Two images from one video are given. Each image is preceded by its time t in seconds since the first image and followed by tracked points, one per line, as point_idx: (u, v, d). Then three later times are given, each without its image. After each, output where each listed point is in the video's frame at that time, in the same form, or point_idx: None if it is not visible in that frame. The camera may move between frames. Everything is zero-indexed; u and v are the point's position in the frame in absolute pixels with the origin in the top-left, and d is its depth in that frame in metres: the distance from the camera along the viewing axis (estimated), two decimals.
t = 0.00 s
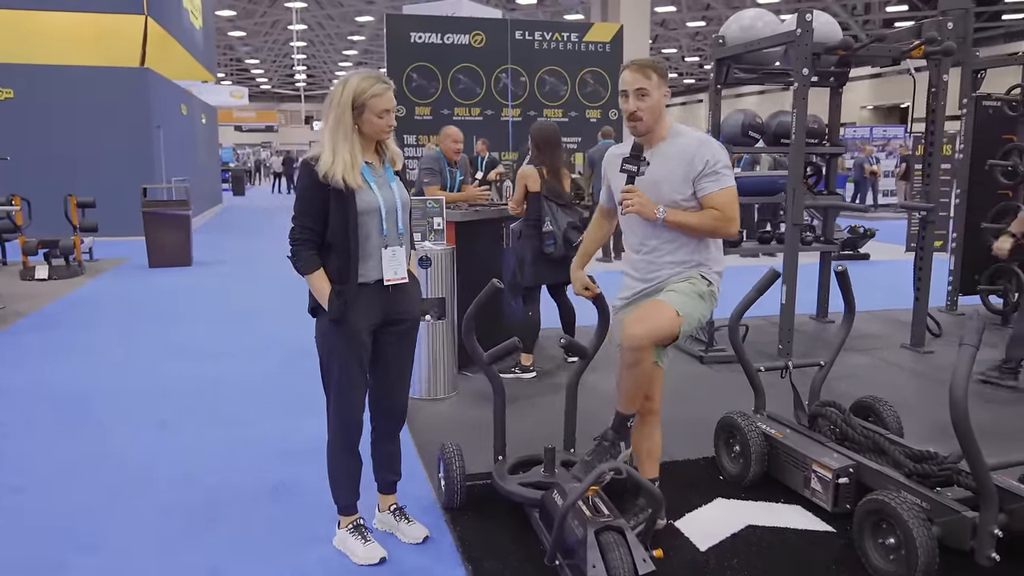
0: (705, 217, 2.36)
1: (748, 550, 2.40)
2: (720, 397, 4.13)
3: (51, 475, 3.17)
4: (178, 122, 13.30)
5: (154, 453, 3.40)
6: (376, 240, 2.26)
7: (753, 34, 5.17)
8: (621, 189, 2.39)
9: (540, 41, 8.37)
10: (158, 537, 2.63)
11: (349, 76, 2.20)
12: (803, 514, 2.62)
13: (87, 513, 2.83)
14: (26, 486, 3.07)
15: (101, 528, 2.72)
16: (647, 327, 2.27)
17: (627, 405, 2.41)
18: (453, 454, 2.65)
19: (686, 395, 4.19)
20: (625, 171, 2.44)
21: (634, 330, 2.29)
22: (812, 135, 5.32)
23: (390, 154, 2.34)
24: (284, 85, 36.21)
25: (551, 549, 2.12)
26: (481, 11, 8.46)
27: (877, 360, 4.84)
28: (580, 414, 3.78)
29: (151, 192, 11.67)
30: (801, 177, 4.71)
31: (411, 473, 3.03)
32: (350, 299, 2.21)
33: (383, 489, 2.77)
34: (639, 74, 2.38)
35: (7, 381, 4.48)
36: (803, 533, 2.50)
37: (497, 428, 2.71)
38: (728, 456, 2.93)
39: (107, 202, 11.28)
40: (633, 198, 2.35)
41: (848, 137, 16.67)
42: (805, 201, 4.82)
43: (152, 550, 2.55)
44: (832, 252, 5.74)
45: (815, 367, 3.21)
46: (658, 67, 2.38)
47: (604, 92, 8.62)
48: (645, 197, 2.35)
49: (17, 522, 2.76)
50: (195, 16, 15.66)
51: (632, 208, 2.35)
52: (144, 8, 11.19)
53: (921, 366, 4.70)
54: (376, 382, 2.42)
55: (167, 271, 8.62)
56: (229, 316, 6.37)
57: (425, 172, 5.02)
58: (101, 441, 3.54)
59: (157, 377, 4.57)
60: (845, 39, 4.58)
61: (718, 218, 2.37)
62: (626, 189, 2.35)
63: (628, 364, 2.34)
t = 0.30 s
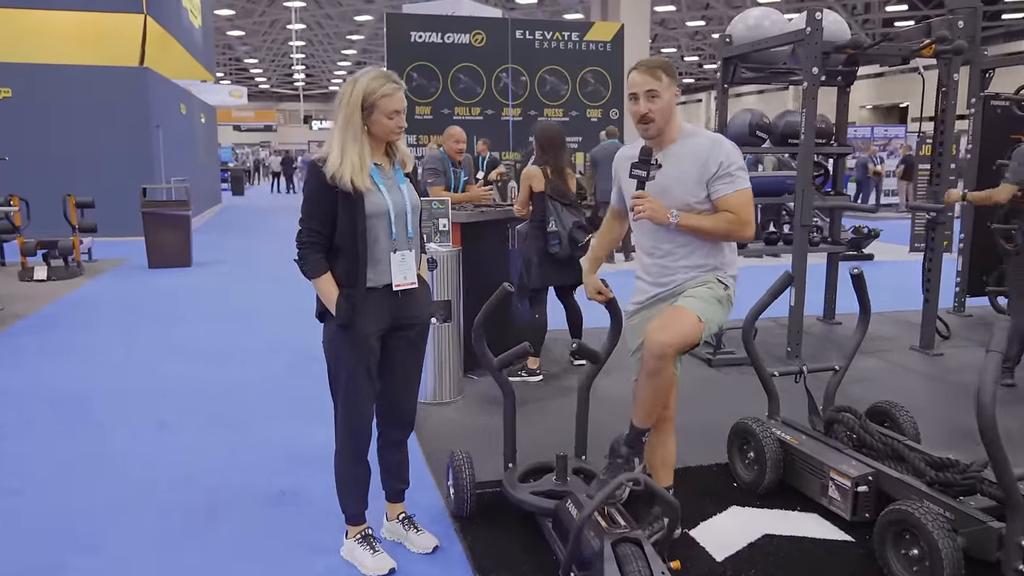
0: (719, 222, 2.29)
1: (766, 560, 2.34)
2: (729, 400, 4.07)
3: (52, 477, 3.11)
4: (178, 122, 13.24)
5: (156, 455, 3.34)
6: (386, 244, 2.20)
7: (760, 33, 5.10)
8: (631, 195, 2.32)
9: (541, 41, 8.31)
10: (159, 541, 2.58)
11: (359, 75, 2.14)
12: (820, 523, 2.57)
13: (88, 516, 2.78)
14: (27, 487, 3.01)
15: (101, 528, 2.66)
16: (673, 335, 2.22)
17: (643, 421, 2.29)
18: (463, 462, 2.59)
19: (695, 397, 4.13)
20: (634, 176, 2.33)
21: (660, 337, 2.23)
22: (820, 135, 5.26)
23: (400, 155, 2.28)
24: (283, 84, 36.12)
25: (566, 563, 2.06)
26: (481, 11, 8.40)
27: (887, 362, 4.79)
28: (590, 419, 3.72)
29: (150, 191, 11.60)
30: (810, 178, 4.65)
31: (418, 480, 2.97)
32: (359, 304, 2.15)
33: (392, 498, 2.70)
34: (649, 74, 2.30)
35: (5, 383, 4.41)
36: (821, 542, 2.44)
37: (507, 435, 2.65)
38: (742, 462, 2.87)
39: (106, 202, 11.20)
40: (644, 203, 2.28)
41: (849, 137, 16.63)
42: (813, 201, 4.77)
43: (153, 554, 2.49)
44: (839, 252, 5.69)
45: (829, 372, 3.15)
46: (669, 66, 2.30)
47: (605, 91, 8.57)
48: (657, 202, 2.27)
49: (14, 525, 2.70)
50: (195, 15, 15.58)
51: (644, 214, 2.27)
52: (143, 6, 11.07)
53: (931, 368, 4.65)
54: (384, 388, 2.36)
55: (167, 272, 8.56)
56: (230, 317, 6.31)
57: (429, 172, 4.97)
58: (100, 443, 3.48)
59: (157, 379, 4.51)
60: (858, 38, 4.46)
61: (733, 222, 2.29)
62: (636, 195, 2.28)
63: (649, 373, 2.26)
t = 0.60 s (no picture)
0: (730, 223, 2.24)
1: (783, 566, 2.30)
2: (738, 400, 4.03)
3: (56, 483, 3.06)
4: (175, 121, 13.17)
5: (159, 459, 3.30)
6: (396, 244, 2.16)
7: (766, 30, 5.06)
8: (640, 197, 2.28)
9: (540, 39, 8.27)
10: (168, 550, 2.52)
11: (368, 70, 2.10)
12: (837, 527, 2.52)
13: (90, 520, 2.73)
14: (29, 495, 2.95)
15: (108, 537, 2.61)
16: (685, 338, 2.17)
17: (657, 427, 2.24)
18: (473, 466, 2.55)
19: (702, 398, 4.09)
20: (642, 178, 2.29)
21: (672, 340, 2.17)
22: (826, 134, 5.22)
23: (409, 153, 2.24)
24: (280, 83, 36.03)
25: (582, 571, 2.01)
26: (480, 9, 8.35)
27: (895, 362, 4.75)
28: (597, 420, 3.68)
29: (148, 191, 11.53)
30: (818, 176, 4.61)
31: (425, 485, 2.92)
32: (369, 306, 2.10)
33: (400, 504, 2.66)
34: (655, 72, 2.23)
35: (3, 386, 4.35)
36: (838, 547, 2.40)
37: (517, 439, 2.60)
38: (756, 465, 2.83)
39: (104, 202, 11.13)
40: (652, 206, 2.24)
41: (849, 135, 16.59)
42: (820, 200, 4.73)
43: (162, 564, 2.44)
44: (844, 252, 5.65)
45: (842, 373, 3.10)
46: (677, 64, 2.24)
47: (604, 90, 8.55)
48: (665, 205, 2.23)
49: (18, 533, 2.64)
50: (192, 14, 15.49)
51: (652, 217, 2.23)
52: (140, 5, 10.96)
53: (940, 368, 4.61)
54: (394, 391, 2.31)
55: (166, 272, 8.49)
56: (230, 317, 6.25)
57: (431, 172, 4.92)
58: (102, 448, 3.43)
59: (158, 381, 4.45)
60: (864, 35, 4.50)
61: (745, 223, 2.24)
62: (646, 197, 2.24)
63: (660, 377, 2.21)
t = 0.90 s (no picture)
0: (731, 223, 2.16)
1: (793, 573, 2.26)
2: (736, 400, 4.00)
3: (42, 491, 2.98)
4: (160, 119, 13.04)
5: (149, 467, 3.21)
6: (398, 245, 2.10)
7: (761, 26, 5.04)
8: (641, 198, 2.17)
9: (528, 36, 8.21)
10: (160, 561, 2.46)
11: (366, 65, 2.05)
12: (844, 531, 2.49)
13: (78, 530, 2.65)
14: (15, 504, 2.87)
15: (97, 547, 2.54)
16: (689, 340, 2.11)
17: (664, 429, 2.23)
18: (474, 472, 2.49)
19: (700, 398, 4.06)
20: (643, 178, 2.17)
21: (675, 343, 2.12)
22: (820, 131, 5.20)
23: (410, 151, 2.18)
24: (265, 80, 35.76)
25: None
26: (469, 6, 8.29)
27: (891, 361, 4.74)
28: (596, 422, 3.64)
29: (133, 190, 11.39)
30: (814, 174, 4.58)
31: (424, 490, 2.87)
32: (371, 310, 2.05)
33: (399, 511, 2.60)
34: (661, 65, 2.15)
35: None
36: (847, 552, 2.36)
37: (519, 443, 2.55)
38: (760, 468, 2.79)
39: (88, 200, 10.98)
40: (654, 207, 2.12)
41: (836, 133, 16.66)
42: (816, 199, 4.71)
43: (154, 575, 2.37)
44: (838, 250, 5.64)
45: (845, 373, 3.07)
46: (679, 58, 2.15)
47: (592, 87, 8.48)
48: (669, 206, 2.12)
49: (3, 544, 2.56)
50: (176, 10, 15.32)
51: (655, 218, 2.11)
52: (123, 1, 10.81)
53: (937, 366, 4.61)
54: (395, 397, 2.26)
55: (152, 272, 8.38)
56: (218, 319, 6.16)
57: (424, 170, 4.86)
58: (90, 454, 3.35)
59: (146, 385, 4.37)
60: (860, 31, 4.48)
61: (748, 222, 2.16)
62: (648, 197, 2.12)
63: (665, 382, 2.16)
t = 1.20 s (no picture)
0: (725, 222, 2.01)
1: None
2: (726, 400, 3.97)
3: (15, 502, 2.87)
4: (133, 117, 12.83)
5: (130, 476, 3.11)
6: (390, 246, 2.03)
7: (746, 24, 5.02)
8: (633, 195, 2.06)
9: (506, 34, 8.13)
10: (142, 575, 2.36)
11: (358, 61, 1.97)
12: (843, 535, 2.46)
13: (55, 543, 2.55)
14: None
15: (75, 561, 2.44)
16: (688, 410, 2.05)
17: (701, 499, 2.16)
18: (469, 479, 2.43)
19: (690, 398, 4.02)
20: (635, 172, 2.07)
21: (674, 419, 2.05)
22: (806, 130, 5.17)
23: (403, 150, 2.11)
24: (240, 78, 35.36)
25: None
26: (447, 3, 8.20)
27: (877, 359, 4.75)
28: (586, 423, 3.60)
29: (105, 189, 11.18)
30: (802, 173, 4.56)
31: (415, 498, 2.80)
32: (364, 315, 1.98)
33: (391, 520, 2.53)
34: (655, 62, 2.04)
35: None
36: (847, 557, 2.33)
37: (514, 448, 2.49)
38: (757, 472, 2.76)
39: (59, 200, 10.75)
40: (647, 204, 2.02)
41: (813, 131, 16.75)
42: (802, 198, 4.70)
43: None
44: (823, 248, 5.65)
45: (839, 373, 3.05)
46: (679, 51, 2.03)
47: (571, 85, 8.38)
48: (661, 203, 2.01)
49: None
50: (148, 6, 15.07)
51: (646, 216, 2.01)
52: None
53: (923, 365, 4.61)
54: (388, 403, 2.20)
55: (128, 273, 8.22)
56: (197, 320, 6.03)
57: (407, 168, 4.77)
58: (67, 463, 3.24)
59: (123, 389, 4.25)
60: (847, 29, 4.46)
61: (744, 222, 2.01)
62: (641, 195, 2.02)
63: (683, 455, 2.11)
